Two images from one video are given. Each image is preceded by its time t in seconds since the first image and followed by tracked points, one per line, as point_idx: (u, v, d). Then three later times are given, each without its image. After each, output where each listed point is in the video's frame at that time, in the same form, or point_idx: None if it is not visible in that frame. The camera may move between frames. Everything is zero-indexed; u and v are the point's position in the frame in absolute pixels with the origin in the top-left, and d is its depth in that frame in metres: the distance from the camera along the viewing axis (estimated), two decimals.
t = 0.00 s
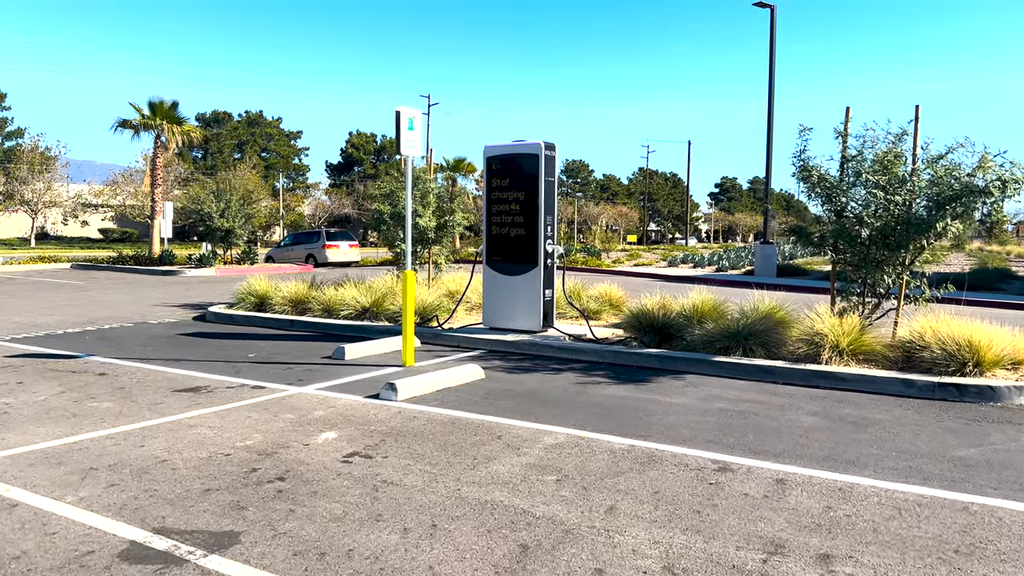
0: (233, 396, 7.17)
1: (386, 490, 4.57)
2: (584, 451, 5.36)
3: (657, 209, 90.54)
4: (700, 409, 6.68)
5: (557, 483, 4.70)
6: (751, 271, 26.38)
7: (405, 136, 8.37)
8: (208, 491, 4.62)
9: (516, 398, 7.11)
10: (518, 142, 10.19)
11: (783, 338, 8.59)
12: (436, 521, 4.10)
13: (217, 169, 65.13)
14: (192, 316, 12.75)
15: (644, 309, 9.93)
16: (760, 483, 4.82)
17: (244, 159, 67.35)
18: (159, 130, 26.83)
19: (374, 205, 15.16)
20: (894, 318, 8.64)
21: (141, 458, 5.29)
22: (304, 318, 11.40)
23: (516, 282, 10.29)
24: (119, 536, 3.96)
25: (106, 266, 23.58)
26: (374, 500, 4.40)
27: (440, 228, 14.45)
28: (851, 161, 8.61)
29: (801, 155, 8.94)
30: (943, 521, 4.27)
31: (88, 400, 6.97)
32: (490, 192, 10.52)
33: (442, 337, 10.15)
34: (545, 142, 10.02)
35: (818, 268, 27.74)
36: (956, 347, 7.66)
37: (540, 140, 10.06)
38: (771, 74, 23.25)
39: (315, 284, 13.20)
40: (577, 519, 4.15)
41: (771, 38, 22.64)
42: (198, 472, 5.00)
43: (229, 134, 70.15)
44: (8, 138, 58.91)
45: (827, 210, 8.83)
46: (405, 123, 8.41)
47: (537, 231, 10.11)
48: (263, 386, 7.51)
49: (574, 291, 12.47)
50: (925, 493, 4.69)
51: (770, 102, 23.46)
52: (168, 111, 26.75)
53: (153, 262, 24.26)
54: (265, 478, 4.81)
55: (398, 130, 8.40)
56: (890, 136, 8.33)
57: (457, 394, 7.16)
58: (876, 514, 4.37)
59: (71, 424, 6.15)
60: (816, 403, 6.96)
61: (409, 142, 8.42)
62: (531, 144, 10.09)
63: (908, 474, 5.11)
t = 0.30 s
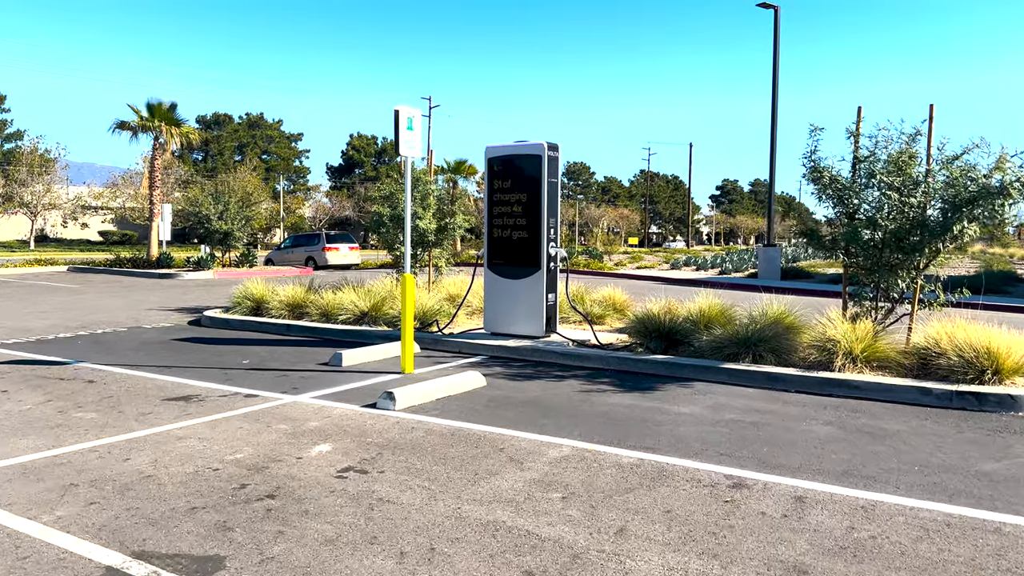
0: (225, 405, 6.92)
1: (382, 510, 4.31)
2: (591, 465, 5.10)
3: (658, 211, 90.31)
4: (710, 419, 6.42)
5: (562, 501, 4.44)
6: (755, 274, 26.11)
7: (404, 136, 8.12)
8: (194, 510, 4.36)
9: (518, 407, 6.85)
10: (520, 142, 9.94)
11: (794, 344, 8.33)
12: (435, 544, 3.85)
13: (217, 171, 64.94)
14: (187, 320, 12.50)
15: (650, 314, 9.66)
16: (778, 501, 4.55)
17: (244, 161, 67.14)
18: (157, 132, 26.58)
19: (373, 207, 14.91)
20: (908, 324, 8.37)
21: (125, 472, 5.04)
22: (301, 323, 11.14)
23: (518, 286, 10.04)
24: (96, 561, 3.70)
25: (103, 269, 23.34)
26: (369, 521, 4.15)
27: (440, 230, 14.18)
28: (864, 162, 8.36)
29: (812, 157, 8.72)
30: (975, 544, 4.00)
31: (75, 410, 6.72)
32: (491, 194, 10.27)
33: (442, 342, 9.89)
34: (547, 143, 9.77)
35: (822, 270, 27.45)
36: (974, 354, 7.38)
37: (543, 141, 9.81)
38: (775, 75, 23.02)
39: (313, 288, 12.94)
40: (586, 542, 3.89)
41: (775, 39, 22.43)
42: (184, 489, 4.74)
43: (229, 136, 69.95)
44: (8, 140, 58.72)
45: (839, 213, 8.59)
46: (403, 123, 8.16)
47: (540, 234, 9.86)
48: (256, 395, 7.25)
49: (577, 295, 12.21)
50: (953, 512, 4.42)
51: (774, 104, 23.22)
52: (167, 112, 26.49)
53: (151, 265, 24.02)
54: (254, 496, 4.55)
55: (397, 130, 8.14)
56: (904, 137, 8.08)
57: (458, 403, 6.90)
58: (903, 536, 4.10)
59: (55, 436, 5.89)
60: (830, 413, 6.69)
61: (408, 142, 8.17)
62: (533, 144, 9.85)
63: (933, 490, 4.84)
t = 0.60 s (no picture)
0: (217, 415, 6.67)
1: (377, 532, 4.06)
2: (599, 481, 4.85)
3: (659, 213, 90.06)
4: (721, 430, 6.17)
5: (569, 522, 4.18)
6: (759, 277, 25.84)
7: (403, 136, 7.87)
8: (178, 532, 4.12)
9: (521, 417, 6.59)
10: (522, 143, 9.69)
11: (805, 351, 8.09)
12: (433, 570, 3.60)
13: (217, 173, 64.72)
14: (182, 325, 12.25)
15: (655, 319, 9.41)
16: (797, 521, 4.30)
17: (245, 163, 66.95)
18: (155, 134, 26.33)
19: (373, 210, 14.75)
20: (923, 330, 8.12)
21: (108, 490, 4.79)
22: (298, 328, 10.90)
23: (520, 291, 9.79)
24: None
25: (100, 272, 23.09)
26: (363, 544, 3.90)
27: (441, 233, 13.93)
28: (877, 163, 8.11)
29: (823, 157, 8.46)
30: (1010, 569, 3.74)
31: (61, 421, 6.47)
32: (493, 196, 10.03)
33: (443, 348, 9.64)
34: (550, 143, 9.51)
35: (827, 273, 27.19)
36: (992, 362, 7.11)
37: (545, 142, 9.56)
38: (778, 77, 22.79)
39: (311, 292, 12.70)
40: (594, 568, 3.64)
41: (778, 40, 22.22)
42: (169, 508, 4.49)
43: (230, 138, 69.75)
44: (7, 143, 58.53)
45: (852, 215, 8.34)
46: (402, 122, 7.91)
47: (543, 237, 9.61)
48: (250, 405, 7.00)
49: (580, 299, 11.97)
50: (984, 534, 4.16)
51: (777, 105, 22.99)
52: (165, 114, 26.24)
53: (149, 268, 23.77)
54: (243, 516, 4.31)
55: (395, 130, 7.89)
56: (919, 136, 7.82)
57: (458, 413, 6.65)
58: (932, 560, 3.85)
59: (37, 449, 5.64)
60: (845, 424, 6.43)
61: (407, 143, 7.93)
62: (535, 145, 9.60)
63: (960, 507, 4.58)
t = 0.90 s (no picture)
0: (202, 422, 6.43)
1: (362, 549, 3.83)
2: (598, 493, 4.61)
3: (660, 214, 89.83)
4: (726, 437, 5.92)
5: (565, 538, 3.94)
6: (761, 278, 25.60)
7: (396, 133, 7.67)
8: (150, 550, 3.88)
9: (517, 424, 6.36)
10: (520, 141, 9.46)
11: (811, 355, 7.85)
12: None
13: (217, 175, 64.52)
14: (175, 328, 12.02)
15: (656, 322, 9.18)
16: (807, 536, 4.06)
17: (244, 165, 66.74)
18: (152, 135, 26.10)
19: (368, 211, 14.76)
20: (932, 333, 7.89)
21: (80, 503, 4.54)
22: (291, 331, 10.66)
23: (518, 293, 9.56)
24: None
25: (96, 275, 22.85)
26: (346, 563, 3.66)
27: (438, 234, 13.66)
28: (884, 160, 7.90)
29: (829, 155, 8.24)
30: None
31: (40, 428, 6.23)
32: (490, 196, 9.80)
33: (438, 352, 9.41)
34: (548, 141, 9.29)
35: (829, 274, 26.94)
36: (1005, 365, 6.87)
37: (543, 140, 9.33)
38: (779, 77, 22.60)
39: (305, 295, 12.46)
40: None
41: (779, 39, 22.03)
42: (144, 522, 4.26)
43: (229, 141, 69.57)
44: (6, 146, 58.32)
45: (858, 215, 8.12)
46: (395, 120, 7.69)
47: (540, 238, 9.38)
48: (237, 411, 6.76)
49: (579, 301, 11.74)
50: (1005, 550, 3.92)
51: (778, 105, 22.80)
52: (161, 115, 26.03)
53: (145, 270, 23.54)
54: (220, 532, 4.07)
55: (388, 127, 7.68)
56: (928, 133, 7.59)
57: (452, 420, 6.41)
58: None
59: (12, 459, 5.41)
60: (854, 430, 6.19)
61: (401, 140, 7.72)
62: (533, 143, 9.37)
63: (978, 521, 4.34)
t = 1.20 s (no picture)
0: (186, 434, 6.21)
1: (344, 574, 3.61)
2: (595, 511, 4.40)
3: (660, 216, 89.61)
4: (729, 450, 5.71)
5: (559, 562, 3.72)
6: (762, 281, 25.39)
7: (387, 135, 7.45)
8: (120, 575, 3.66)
9: (512, 435, 6.14)
10: (516, 143, 9.25)
11: (815, 361, 7.63)
12: None
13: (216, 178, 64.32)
14: (166, 334, 11.81)
15: (656, 328, 8.96)
16: (815, 558, 3.85)
17: (244, 168, 66.58)
18: (148, 138, 25.91)
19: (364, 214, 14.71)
20: (940, 339, 7.69)
21: (52, 522, 4.33)
22: (284, 337, 10.45)
23: (514, 298, 9.35)
24: None
25: (91, 278, 22.64)
26: None
27: (434, 237, 13.46)
28: (890, 162, 7.70)
29: (833, 156, 8.03)
30: None
31: (18, 440, 6.01)
32: (486, 199, 9.60)
33: (433, 358, 9.19)
34: (545, 143, 9.07)
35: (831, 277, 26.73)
36: (1017, 373, 6.65)
37: (540, 141, 9.12)
38: (781, 76, 22.40)
39: (300, 299, 12.25)
40: None
41: (781, 38, 21.83)
42: (116, 543, 4.04)
43: (229, 143, 69.44)
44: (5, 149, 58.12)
45: (864, 217, 7.92)
46: (387, 121, 7.49)
47: (537, 241, 9.17)
48: (223, 422, 6.54)
49: (578, 305, 11.52)
50: None
51: (780, 105, 22.60)
52: (158, 118, 25.85)
53: (141, 274, 23.35)
54: (195, 555, 3.85)
55: (380, 128, 7.48)
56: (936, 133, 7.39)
57: (445, 431, 6.19)
58: None
59: None
60: (861, 442, 5.98)
61: (392, 141, 7.51)
62: (530, 145, 9.16)
63: (995, 541, 4.12)
